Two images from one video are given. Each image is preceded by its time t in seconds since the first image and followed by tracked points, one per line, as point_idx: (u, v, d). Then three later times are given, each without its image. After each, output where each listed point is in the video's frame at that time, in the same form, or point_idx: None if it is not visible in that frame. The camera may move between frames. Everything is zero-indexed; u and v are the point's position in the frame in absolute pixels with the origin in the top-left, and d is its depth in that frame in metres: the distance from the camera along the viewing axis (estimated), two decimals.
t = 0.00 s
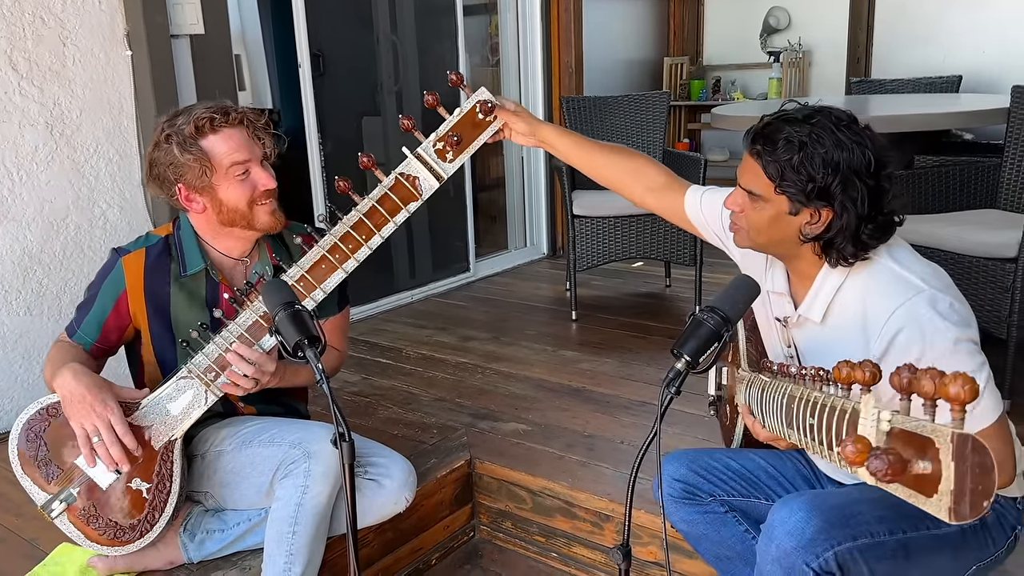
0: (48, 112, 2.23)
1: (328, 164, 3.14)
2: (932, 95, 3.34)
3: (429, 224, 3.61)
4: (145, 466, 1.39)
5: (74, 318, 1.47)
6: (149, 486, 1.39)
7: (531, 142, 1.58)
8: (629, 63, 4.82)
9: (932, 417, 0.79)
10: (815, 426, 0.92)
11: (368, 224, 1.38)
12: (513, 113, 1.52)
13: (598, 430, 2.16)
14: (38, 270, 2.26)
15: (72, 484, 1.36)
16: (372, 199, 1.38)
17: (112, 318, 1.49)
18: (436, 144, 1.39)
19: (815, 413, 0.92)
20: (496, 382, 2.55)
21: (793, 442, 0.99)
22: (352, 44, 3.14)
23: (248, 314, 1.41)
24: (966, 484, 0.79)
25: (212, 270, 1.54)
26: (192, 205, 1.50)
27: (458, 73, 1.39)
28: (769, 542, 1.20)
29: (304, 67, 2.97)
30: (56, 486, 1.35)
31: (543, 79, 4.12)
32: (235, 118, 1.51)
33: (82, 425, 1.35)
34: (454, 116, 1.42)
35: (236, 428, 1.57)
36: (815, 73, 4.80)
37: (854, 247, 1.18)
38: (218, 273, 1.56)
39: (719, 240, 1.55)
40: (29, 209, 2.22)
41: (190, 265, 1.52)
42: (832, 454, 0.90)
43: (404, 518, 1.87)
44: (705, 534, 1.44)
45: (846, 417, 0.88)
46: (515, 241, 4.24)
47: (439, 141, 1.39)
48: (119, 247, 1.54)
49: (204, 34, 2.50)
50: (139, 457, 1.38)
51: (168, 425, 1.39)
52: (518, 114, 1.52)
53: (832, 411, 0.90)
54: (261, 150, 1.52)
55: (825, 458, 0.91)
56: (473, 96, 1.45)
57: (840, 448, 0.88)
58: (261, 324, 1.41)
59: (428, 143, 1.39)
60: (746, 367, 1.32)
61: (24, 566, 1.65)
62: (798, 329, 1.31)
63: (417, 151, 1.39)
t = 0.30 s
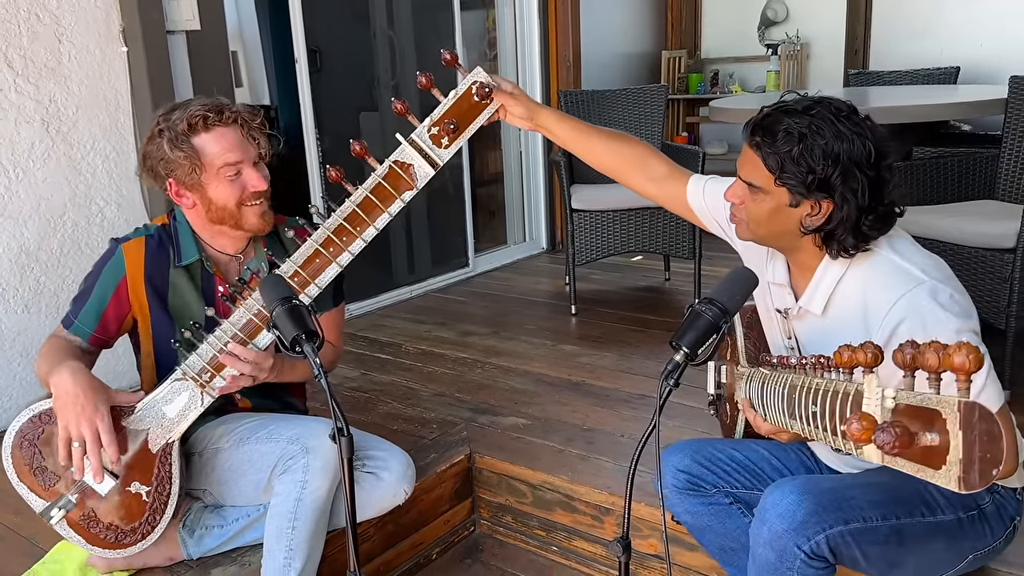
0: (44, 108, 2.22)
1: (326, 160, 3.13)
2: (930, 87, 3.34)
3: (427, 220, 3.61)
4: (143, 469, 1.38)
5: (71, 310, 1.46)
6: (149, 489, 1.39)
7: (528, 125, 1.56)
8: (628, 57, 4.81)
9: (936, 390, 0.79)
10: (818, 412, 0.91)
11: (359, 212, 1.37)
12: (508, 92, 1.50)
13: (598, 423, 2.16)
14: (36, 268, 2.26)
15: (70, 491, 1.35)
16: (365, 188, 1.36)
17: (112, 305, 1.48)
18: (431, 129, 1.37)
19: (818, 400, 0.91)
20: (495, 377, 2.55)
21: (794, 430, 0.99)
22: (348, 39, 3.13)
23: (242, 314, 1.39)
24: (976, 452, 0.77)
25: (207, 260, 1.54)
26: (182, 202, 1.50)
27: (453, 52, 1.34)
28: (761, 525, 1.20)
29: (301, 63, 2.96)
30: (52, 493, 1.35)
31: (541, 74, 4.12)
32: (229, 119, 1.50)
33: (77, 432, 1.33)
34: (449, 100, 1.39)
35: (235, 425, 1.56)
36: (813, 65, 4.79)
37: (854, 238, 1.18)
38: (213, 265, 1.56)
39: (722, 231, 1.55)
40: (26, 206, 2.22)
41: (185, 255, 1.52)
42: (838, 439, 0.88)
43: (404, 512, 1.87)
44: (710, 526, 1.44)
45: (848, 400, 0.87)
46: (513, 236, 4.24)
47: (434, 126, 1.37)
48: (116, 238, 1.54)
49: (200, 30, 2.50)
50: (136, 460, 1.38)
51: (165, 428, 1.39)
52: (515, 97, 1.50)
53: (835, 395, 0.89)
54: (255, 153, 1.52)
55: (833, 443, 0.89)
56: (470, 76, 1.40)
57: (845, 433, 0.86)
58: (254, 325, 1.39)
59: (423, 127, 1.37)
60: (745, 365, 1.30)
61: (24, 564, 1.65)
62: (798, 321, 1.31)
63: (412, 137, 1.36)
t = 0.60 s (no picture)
0: (44, 111, 2.23)
1: (324, 160, 3.14)
2: (927, 83, 3.34)
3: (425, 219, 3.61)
4: (144, 473, 1.39)
5: (66, 308, 1.47)
6: (149, 492, 1.40)
7: (526, 123, 1.56)
8: (625, 54, 4.81)
9: (923, 387, 0.81)
10: (812, 410, 0.93)
11: (356, 213, 1.37)
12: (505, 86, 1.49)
13: (596, 421, 2.17)
14: (37, 270, 2.27)
15: (71, 496, 1.35)
16: (361, 189, 1.37)
17: (108, 302, 1.49)
18: (429, 128, 1.37)
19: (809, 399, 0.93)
20: (494, 375, 2.56)
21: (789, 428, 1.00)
22: (346, 38, 3.14)
23: (239, 318, 1.39)
24: (959, 450, 0.80)
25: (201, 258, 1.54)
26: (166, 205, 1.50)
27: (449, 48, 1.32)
28: (754, 521, 1.20)
29: (299, 64, 2.96)
30: (54, 498, 1.35)
31: (539, 72, 4.12)
32: (210, 176, 1.38)
33: (75, 443, 1.33)
34: (446, 97, 1.39)
35: (235, 425, 1.57)
36: (810, 62, 4.79)
37: (850, 232, 1.19)
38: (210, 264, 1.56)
39: (720, 230, 1.55)
40: (26, 208, 2.22)
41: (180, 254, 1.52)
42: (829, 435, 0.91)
43: (404, 511, 1.88)
44: (704, 524, 1.44)
45: (839, 396, 0.89)
46: (512, 234, 4.25)
47: (431, 125, 1.37)
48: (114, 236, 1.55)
49: (198, 31, 2.50)
50: (136, 466, 1.38)
51: (165, 431, 1.39)
52: (512, 94, 1.50)
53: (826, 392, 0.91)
54: (225, 215, 1.42)
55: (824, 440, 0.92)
56: (467, 74, 1.40)
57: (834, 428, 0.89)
58: (252, 327, 1.39)
59: (420, 127, 1.37)
60: (743, 362, 1.29)
61: (26, 565, 1.66)
62: (794, 318, 1.31)
63: (409, 136, 1.37)
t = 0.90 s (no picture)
0: (49, 110, 2.24)
1: (328, 157, 3.15)
2: (929, 79, 3.35)
3: (428, 216, 3.62)
4: (161, 479, 1.40)
5: (69, 304, 1.47)
6: (168, 497, 1.42)
7: (533, 122, 1.57)
8: (627, 50, 4.81)
9: (919, 392, 0.83)
10: (814, 410, 0.94)
11: (370, 216, 1.38)
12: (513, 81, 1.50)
13: (602, 417, 2.18)
14: (43, 268, 2.28)
15: (90, 506, 1.36)
16: (374, 192, 1.37)
17: (112, 301, 1.50)
18: (441, 130, 1.38)
19: (811, 399, 0.94)
20: (499, 371, 2.57)
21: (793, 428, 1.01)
22: (349, 36, 3.15)
23: (253, 322, 1.37)
24: (954, 454, 0.83)
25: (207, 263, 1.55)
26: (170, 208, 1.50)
27: (461, 47, 1.34)
28: (759, 513, 1.21)
29: (303, 61, 2.97)
30: (73, 509, 1.35)
31: (541, 68, 4.13)
32: (209, 186, 1.38)
33: (74, 450, 1.33)
34: (460, 98, 1.40)
35: (243, 423, 1.59)
36: (812, 57, 4.80)
37: (852, 227, 1.20)
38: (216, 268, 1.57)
39: (727, 228, 1.56)
40: (33, 207, 2.24)
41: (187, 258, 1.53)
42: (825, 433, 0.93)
43: (411, 507, 1.89)
44: (710, 518, 1.45)
45: (840, 398, 0.90)
46: (515, 231, 4.25)
47: (443, 126, 1.39)
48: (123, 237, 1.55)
49: (202, 29, 2.51)
50: (154, 473, 1.39)
51: (181, 438, 1.39)
52: (522, 94, 1.52)
53: (828, 392, 0.92)
54: (224, 224, 1.42)
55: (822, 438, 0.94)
56: (480, 73, 1.41)
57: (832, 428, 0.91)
58: (267, 332, 1.38)
59: (432, 129, 1.38)
60: (747, 359, 1.30)
61: (38, 561, 1.68)
62: (800, 314, 1.32)
63: (421, 138, 1.38)
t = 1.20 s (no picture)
0: (57, 109, 2.25)
1: (332, 156, 3.16)
2: (931, 79, 3.36)
3: (432, 215, 3.63)
4: (176, 480, 1.42)
5: (77, 310, 1.48)
6: (183, 497, 1.43)
7: (540, 121, 1.57)
8: (629, 50, 4.83)
9: (924, 392, 0.83)
10: (821, 411, 0.95)
11: (382, 219, 1.39)
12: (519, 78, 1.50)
13: (607, 415, 2.20)
14: (51, 267, 2.29)
15: (108, 509, 1.38)
16: (385, 194, 1.38)
17: (119, 306, 1.51)
18: (451, 132, 1.39)
19: (815, 400, 0.96)
20: (503, 370, 2.59)
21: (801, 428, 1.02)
22: (353, 35, 3.16)
23: (267, 324, 1.38)
24: (961, 453, 0.82)
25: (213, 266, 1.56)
26: (181, 212, 1.51)
27: (472, 48, 1.29)
28: (765, 510, 1.22)
29: (308, 60, 2.98)
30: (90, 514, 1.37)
31: (543, 68, 4.15)
32: (222, 186, 1.39)
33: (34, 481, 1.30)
34: (468, 99, 1.40)
35: (250, 422, 1.60)
36: (814, 56, 4.81)
37: (858, 228, 1.21)
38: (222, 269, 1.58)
39: (732, 228, 1.58)
40: (40, 206, 2.25)
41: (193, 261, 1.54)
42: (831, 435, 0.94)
43: (418, 504, 1.91)
44: (716, 516, 1.47)
45: (845, 399, 0.91)
46: (517, 230, 4.27)
47: (453, 128, 1.40)
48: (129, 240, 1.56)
49: (208, 30, 2.52)
50: (169, 474, 1.41)
51: (197, 440, 1.41)
52: (531, 95, 1.53)
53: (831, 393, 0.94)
54: (238, 225, 1.43)
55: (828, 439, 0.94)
56: (488, 74, 1.42)
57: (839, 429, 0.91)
58: (281, 335, 1.38)
59: (442, 131, 1.39)
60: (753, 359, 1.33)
61: (50, 558, 1.70)
62: (805, 313, 1.34)
63: (432, 139, 1.39)
